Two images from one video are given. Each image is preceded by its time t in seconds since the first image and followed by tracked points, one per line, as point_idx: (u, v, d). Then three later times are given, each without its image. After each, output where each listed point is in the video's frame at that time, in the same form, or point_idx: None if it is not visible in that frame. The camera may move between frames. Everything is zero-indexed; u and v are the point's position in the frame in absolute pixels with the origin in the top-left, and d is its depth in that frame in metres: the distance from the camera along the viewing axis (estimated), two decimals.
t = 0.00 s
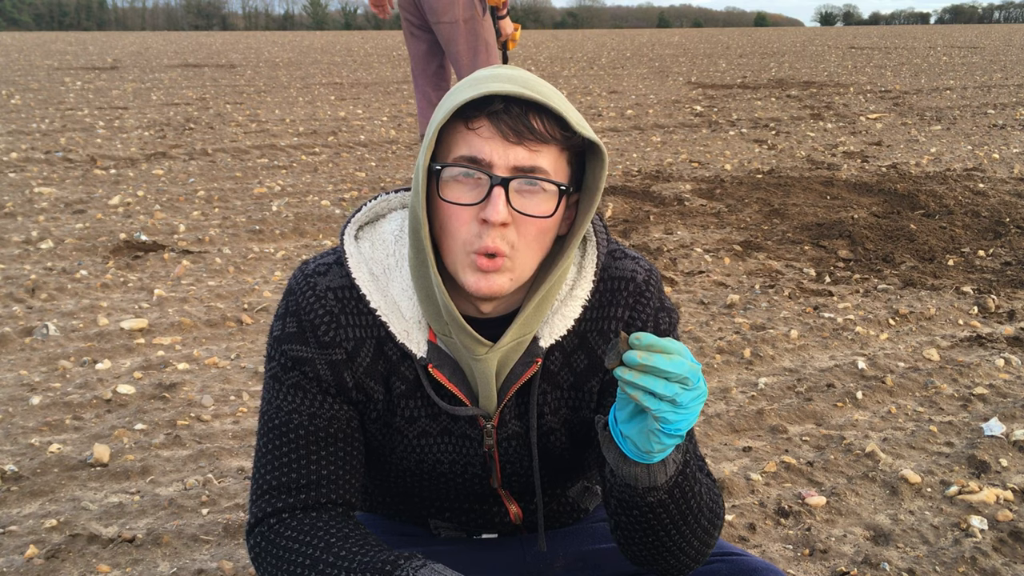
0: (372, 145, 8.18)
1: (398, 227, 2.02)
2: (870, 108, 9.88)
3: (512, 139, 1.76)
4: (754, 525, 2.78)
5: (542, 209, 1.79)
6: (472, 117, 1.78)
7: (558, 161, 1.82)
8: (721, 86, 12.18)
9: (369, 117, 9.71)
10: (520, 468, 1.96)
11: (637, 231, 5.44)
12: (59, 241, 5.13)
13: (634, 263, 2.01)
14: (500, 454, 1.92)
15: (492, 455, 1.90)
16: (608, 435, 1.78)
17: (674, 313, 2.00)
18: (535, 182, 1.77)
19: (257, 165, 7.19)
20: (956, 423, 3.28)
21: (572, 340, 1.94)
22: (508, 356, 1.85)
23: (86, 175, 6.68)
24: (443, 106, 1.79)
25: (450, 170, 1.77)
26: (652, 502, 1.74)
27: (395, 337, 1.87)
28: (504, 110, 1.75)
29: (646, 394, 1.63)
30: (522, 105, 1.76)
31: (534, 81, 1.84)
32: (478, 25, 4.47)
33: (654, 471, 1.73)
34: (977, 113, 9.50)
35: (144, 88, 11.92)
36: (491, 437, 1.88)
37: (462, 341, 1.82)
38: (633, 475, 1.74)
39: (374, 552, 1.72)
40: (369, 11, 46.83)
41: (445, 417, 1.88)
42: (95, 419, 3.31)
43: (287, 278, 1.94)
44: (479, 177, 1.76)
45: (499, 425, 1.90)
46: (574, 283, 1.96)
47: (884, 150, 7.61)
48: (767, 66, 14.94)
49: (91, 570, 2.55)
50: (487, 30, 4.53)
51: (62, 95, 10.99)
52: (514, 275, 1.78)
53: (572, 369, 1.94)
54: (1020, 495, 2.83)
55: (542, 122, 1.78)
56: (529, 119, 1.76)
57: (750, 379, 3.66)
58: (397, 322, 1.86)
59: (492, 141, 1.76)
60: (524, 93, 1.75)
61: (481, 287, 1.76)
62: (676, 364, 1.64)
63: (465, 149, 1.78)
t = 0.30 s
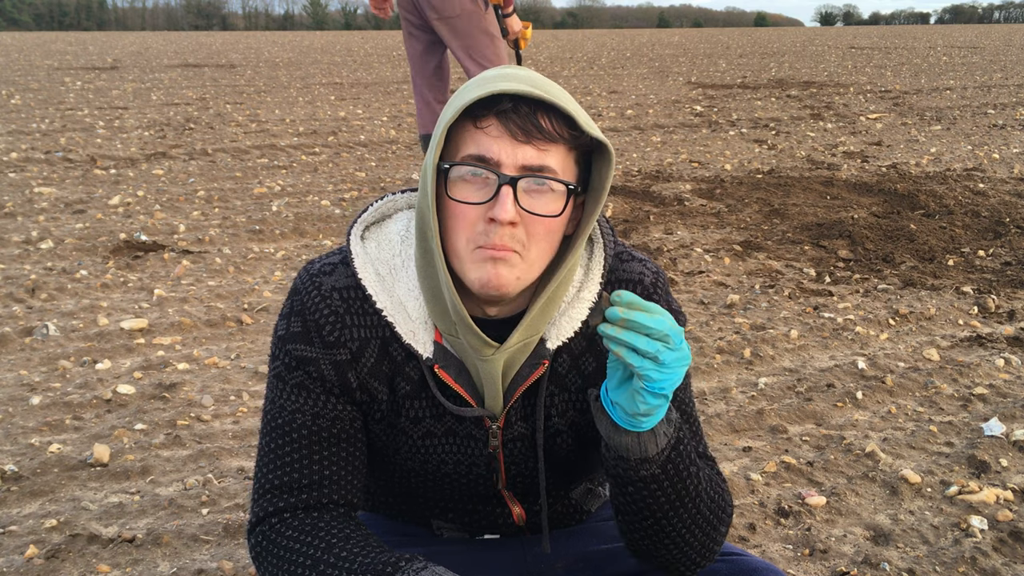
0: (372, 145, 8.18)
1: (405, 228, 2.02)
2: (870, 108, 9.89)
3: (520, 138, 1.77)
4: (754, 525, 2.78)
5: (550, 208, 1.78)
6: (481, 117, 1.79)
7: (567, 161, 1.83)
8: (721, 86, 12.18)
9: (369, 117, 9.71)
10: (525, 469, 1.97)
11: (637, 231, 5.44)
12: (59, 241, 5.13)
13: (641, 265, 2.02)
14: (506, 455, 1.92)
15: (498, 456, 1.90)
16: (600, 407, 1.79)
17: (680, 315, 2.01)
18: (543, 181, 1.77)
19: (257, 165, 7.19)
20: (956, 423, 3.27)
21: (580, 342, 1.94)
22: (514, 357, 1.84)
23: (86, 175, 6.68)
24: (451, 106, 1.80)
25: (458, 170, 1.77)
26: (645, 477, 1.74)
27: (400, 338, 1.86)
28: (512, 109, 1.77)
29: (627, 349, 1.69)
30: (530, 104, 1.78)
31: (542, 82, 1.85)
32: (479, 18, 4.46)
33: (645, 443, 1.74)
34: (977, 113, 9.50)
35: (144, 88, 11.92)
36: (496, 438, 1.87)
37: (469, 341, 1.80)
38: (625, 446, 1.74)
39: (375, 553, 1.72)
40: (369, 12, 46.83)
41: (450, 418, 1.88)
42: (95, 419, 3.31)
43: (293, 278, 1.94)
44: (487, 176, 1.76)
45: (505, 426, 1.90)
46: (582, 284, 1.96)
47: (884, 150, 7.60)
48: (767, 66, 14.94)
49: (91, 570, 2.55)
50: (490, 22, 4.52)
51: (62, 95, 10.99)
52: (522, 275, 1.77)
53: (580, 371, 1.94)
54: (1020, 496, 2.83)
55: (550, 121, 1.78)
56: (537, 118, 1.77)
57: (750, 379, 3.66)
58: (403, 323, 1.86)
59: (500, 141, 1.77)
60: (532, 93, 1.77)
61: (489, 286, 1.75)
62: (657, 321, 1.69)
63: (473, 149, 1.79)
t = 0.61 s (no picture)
0: (373, 145, 8.18)
1: (407, 227, 2.02)
2: (870, 108, 9.89)
3: (528, 138, 1.76)
4: (754, 525, 2.78)
5: (556, 207, 1.79)
6: (488, 115, 1.78)
7: (573, 160, 1.83)
8: (721, 86, 12.18)
9: (369, 117, 9.71)
10: (527, 468, 1.97)
11: (637, 231, 5.44)
12: (59, 241, 5.13)
13: (644, 265, 2.00)
14: (508, 454, 1.92)
15: (500, 454, 1.90)
16: (630, 474, 1.78)
17: (685, 317, 2.00)
18: (549, 180, 1.76)
19: (257, 165, 7.19)
20: (956, 423, 3.28)
21: (583, 342, 1.93)
22: (518, 357, 1.85)
23: (86, 175, 6.69)
24: (458, 104, 1.79)
25: (464, 168, 1.77)
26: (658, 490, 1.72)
27: (403, 337, 1.86)
28: (519, 107, 1.76)
29: (680, 455, 1.62)
30: (538, 102, 1.77)
31: (550, 80, 1.84)
32: (478, 25, 4.47)
33: (675, 509, 1.73)
34: (977, 113, 9.50)
35: (144, 88, 11.92)
36: (499, 437, 1.88)
37: (473, 340, 1.81)
38: (655, 513, 1.74)
39: (377, 554, 1.72)
40: (369, 12, 46.83)
41: (453, 417, 1.87)
42: (95, 419, 3.31)
43: (296, 276, 1.93)
44: (494, 175, 1.76)
45: (508, 425, 1.90)
46: (585, 285, 1.96)
47: (884, 150, 7.60)
48: (767, 66, 14.93)
49: (91, 570, 2.55)
50: (489, 30, 4.52)
51: (62, 95, 10.99)
52: (526, 275, 1.78)
53: (583, 371, 1.94)
54: (1020, 495, 2.83)
55: (557, 119, 1.78)
56: (545, 118, 1.77)
57: (750, 379, 3.66)
58: (406, 322, 1.86)
59: (507, 139, 1.77)
60: (540, 92, 1.76)
61: (495, 284, 1.76)
62: (712, 427, 1.63)
63: (480, 146, 1.79)
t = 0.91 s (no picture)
0: (373, 145, 8.18)
1: (408, 228, 2.02)
2: (870, 108, 9.89)
3: (530, 138, 1.76)
4: (754, 525, 2.78)
5: (558, 208, 1.79)
6: (490, 115, 1.78)
7: (575, 160, 1.83)
8: (721, 86, 12.17)
9: (369, 117, 9.71)
10: (527, 468, 1.97)
11: (637, 231, 5.44)
12: (59, 241, 5.13)
13: (645, 267, 2.01)
14: (509, 454, 1.92)
15: (502, 454, 1.90)
16: (627, 463, 1.78)
17: (685, 319, 2.00)
18: (552, 180, 1.76)
19: (257, 165, 7.19)
20: (956, 423, 3.28)
21: (584, 342, 1.94)
22: (519, 357, 1.85)
23: (86, 175, 6.68)
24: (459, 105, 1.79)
25: (467, 168, 1.77)
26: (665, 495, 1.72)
27: (405, 338, 1.86)
28: (521, 108, 1.76)
29: (676, 435, 1.62)
30: (540, 103, 1.77)
31: (551, 80, 1.84)
32: (494, 30, 4.48)
33: (672, 498, 1.73)
34: (977, 113, 9.50)
35: (144, 88, 11.92)
36: (501, 437, 1.87)
37: (474, 340, 1.81)
38: (651, 503, 1.74)
39: (377, 555, 1.72)
40: (369, 12, 46.81)
41: (454, 418, 1.87)
42: (95, 419, 3.31)
43: (297, 276, 1.93)
44: (496, 175, 1.76)
45: (508, 425, 1.89)
46: (586, 286, 1.96)
47: (884, 150, 7.60)
48: (767, 66, 14.93)
49: (91, 570, 2.55)
50: (504, 37, 4.53)
51: (62, 95, 10.99)
52: (528, 275, 1.78)
53: (584, 372, 1.94)
54: (1020, 496, 2.83)
55: (559, 120, 1.78)
56: (547, 118, 1.77)
57: (750, 379, 3.66)
58: (407, 323, 1.85)
59: (510, 139, 1.77)
60: (543, 92, 1.76)
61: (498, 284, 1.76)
62: (706, 406, 1.63)
63: (483, 147, 1.78)
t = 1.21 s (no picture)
0: (373, 145, 8.18)
1: (405, 227, 2.02)
2: (870, 108, 9.89)
3: (529, 137, 1.77)
4: (754, 525, 2.78)
5: (557, 206, 1.79)
6: (489, 115, 1.78)
7: (573, 159, 1.83)
8: (721, 86, 12.17)
9: (369, 117, 9.71)
10: (526, 465, 1.97)
11: (637, 231, 5.44)
12: (59, 241, 5.13)
13: (643, 263, 2.01)
14: (507, 451, 1.92)
15: (501, 451, 1.90)
16: (619, 428, 1.75)
17: (683, 315, 2.00)
18: (551, 179, 1.77)
19: (257, 165, 7.19)
20: (956, 423, 3.28)
21: (583, 340, 1.94)
22: (518, 355, 1.85)
23: (86, 175, 6.68)
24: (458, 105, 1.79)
25: (466, 168, 1.77)
26: (662, 494, 1.73)
27: (403, 336, 1.86)
28: (520, 107, 1.76)
29: (662, 385, 1.58)
30: (539, 102, 1.77)
31: (549, 80, 1.84)
32: (511, 31, 4.48)
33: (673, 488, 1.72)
34: (977, 113, 9.50)
35: (144, 88, 11.92)
36: (500, 434, 1.88)
37: (473, 339, 1.82)
38: (644, 468, 1.71)
39: (377, 554, 1.72)
40: (369, 12, 46.81)
41: (452, 415, 1.87)
42: (95, 419, 3.31)
43: (295, 276, 1.93)
44: (495, 174, 1.76)
45: (508, 422, 1.90)
46: (585, 283, 1.96)
47: (884, 150, 7.60)
48: (767, 66, 14.93)
49: (91, 570, 2.55)
50: (521, 39, 4.53)
51: (62, 95, 10.99)
52: (528, 273, 1.78)
53: (583, 369, 1.94)
54: (1020, 495, 2.83)
55: (557, 119, 1.78)
56: (546, 117, 1.77)
57: (750, 379, 3.66)
58: (406, 321, 1.86)
59: (508, 139, 1.77)
60: (541, 91, 1.76)
61: (497, 283, 1.76)
62: (694, 357, 1.58)
63: (482, 146, 1.78)
